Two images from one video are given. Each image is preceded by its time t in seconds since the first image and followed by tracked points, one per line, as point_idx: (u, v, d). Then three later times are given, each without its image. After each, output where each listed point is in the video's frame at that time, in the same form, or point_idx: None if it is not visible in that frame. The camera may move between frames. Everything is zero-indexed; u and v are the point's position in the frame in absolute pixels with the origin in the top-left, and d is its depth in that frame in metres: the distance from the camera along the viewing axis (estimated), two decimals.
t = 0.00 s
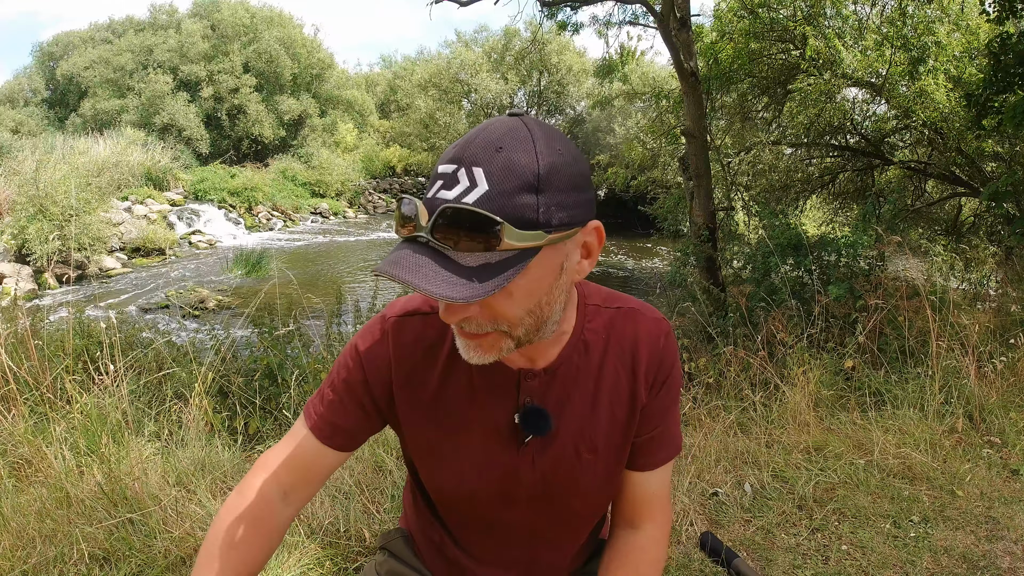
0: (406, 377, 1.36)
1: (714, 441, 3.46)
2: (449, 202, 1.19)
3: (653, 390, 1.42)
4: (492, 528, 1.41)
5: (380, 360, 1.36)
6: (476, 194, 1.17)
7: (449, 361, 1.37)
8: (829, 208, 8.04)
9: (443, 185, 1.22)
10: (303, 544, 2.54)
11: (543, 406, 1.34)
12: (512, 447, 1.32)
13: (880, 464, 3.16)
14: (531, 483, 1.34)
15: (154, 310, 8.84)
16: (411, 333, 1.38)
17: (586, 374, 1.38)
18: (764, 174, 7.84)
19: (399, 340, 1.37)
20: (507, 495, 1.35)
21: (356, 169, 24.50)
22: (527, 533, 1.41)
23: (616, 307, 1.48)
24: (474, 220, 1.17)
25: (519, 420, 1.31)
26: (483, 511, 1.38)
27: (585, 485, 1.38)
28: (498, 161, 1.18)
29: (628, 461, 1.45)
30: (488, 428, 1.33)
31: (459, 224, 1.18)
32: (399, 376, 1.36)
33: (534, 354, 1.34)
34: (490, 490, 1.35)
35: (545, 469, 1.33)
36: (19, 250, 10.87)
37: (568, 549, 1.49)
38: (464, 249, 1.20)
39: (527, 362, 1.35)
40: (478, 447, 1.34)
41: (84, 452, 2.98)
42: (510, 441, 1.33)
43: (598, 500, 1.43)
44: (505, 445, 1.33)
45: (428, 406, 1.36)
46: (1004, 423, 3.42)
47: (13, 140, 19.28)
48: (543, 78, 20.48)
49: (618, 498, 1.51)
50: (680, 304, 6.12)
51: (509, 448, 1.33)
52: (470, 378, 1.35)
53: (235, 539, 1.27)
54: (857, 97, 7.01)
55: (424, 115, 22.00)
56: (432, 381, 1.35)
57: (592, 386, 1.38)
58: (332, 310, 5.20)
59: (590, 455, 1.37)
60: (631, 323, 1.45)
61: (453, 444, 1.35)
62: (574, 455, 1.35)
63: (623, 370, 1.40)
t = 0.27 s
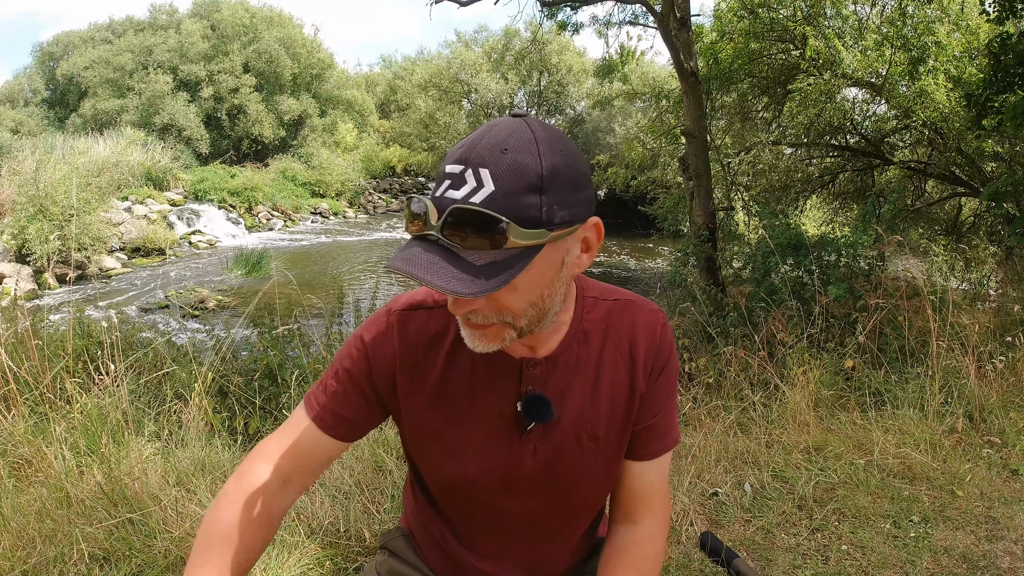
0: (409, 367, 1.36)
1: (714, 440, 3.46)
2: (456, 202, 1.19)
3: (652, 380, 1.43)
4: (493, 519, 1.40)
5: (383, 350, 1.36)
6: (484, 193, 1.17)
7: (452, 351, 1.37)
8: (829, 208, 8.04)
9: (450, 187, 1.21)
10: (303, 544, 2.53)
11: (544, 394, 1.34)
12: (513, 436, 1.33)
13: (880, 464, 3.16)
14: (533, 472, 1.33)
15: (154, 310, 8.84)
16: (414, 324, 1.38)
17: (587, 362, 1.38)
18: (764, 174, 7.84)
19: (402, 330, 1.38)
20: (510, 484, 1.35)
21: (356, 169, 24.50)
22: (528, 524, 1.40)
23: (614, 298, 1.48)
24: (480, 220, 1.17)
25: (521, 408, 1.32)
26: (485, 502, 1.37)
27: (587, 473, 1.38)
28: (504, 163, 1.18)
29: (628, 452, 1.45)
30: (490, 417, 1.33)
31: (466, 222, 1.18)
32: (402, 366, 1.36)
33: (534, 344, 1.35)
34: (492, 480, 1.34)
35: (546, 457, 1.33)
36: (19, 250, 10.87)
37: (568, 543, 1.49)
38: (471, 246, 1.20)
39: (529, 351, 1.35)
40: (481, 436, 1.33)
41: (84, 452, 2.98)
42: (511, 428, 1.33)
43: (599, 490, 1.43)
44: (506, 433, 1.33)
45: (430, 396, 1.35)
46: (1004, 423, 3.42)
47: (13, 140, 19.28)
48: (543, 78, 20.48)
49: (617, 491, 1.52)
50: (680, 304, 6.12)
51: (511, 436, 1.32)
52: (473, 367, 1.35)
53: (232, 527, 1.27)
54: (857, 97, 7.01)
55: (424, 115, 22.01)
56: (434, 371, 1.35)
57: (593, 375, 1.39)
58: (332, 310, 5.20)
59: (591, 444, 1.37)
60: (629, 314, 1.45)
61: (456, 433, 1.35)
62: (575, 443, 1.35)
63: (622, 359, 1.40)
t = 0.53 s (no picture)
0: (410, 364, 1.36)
1: (714, 441, 3.46)
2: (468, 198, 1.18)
3: (651, 378, 1.43)
4: (492, 519, 1.40)
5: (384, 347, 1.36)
6: (497, 188, 1.17)
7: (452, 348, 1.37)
8: (829, 208, 8.05)
9: (460, 183, 1.21)
10: (303, 544, 2.54)
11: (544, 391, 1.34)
12: (513, 433, 1.33)
13: (880, 464, 3.16)
14: (533, 470, 1.33)
15: (154, 310, 8.84)
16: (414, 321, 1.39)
17: (587, 360, 1.39)
18: (764, 174, 7.85)
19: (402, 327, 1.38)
20: (510, 482, 1.34)
21: (356, 169, 24.49)
22: (528, 523, 1.40)
23: (614, 297, 1.50)
24: (490, 215, 1.17)
25: (521, 405, 1.32)
26: (485, 501, 1.37)
27: (588, 472, 1.38)
28: (516, 158, 1.18)
29: (628, 451, 1.45)
30: (490, 414, 1.33)
31: (479, 217, 1.18)
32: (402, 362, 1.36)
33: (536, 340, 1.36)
34: (492, 478, 1.34)
35: (546, 455, 1.33)
36: (20, 250, 10.87)
37: (568, 542, 1.49)
38: (483, 239, 1.20)
39: (530, 348, 1.35)
40: (481, 433, 1.33)
41: (84, 452, 2.98)
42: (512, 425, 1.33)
43: (598, 489, 1.43)
44: (506, 431, 1.33)
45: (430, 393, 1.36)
46: (1004, 423, 3.42)
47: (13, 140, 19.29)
48: (543, 78, 20.49)
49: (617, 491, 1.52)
50: (680, 303, 6.12)
51: (511, 434, 1.32)
52: (473, 364, 1.35)
53: (241, 529, 1.29)
54: (857, 97, 7.01)
55: (424, 115, 22.01)
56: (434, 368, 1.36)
57: (593, 373, 1.39)
58: (332, 309, 5.20)
59: (591, 441, 1.37)
60: (630, 312, 1.46)
61: (455, 431, 1.35)
62: (575, 441, 1.35)
63: (622, 357, 1.41)
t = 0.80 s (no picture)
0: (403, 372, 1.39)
1: (714, 441, 3.46)
2: (542, 141, 1.37)
3: (644, 383, 1.46)
4: (491, 523, 1.41)
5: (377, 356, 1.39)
6: (562, 135, 1.40)
7: (444, 355, 1.40)
8: (829, 208, 8.04)
9: (525, 133, 1.38)
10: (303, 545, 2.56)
11: (535, 398, 1.37)
12: (506, 439, 1.35)
13: (880, 464, 3.17)
14: (526, 475, 1.35)
15: (154, 309, 8.84)
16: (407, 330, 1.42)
17: (578, 366, 1.42)
18: (764, 174, 7.85)
19: (394, 335, 1.41)
20: (504, 488, 1.36)
21: (355, 169, 24.48)
22: (524, 528, 1.42)
23: (607, 299, 1.54)
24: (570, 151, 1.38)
25: (514, 412, 1.35)
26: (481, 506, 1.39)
27: (582, 476, 1.40)
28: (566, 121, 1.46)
29: (623, 455, 1.47)
30: (483, 420, 1.36)
31: (558, 154, 1.36)
32: (395, 371, 1.39)
33: (530, 344, 1.40)
34: (487, 484, 1.36)
35: (539, 460, 1.35)
36: (20, 250, 10.88)
37: (566, 545, 1.51)
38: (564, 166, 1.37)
39: (522, 353, 1.39)
40: (475, 440, 1.36)
41: (83, 452, 2.98)
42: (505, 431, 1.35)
43: (593, 494, 1.45)
44: (499, 438, 1.35)
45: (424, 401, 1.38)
46: (1004, 423, 3.42)
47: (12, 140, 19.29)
48: (543, 78, 20.48)
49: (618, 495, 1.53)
50: (680, 304, 6.12)
51: (505, 440, 1.35)
52: (466, 370, 1.38)
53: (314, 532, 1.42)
54: (857, 97, 7.01)
55: (424, 115, 22.00)
56: (427, 375, 1.38)
57: (585, 378, 1.42)
58: (332, 310, 5.20)
59: (584, 445, 1.39)
60: (621, 315, 1.50)
61: (449, 438, 1.37)
62: (567, 447, 1.38)
63: (613, 359, 1.44)
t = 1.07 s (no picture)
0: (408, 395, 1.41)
1: (714, 441, 3.46)
2: (548, 146, 1.38)
3: (650, 394, 1.53)
4: (503, 530, 1.50)
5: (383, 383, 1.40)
6: (569, 142, 1.41)
7: (452, 375, 1.43)
8: (829, 208, 8.04)
9: (531, 138, 1.40)
10: (303, 545, 2.56)
11: (543, 414, 1.43)
12: (517, 456, 1.41)
13: (880, 464, 3.17)
14: (534, 489, 1.43)
15: (154, 310, 8.84)
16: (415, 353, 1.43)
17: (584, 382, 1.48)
18: (764, 174, 7.84)
19: (399, 358, 1.42)
20: (513, 499, 1.44)
21: (355, 169, 24.48)
22: (533, 533, 1.51)
23: (610, 307, 1.62)
24: (576, 158, 1.39)
25: (523, 431, 1.40)
26: (493, 516, 1.47)
27: (586, 486, 1.48)
28: (572, 129, 1.47)
29: (629, 462, 1.55)
30: (492, 440, 1.41)
31: (565, 160, 1.37)
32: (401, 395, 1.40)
33: (535, 359, 1.45)
34: (499, 497, 1.43)
35: (546, 475, 1.43)
36: (20, 250, 10.87)
37: (573, 544, 1.61)
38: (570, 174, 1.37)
39: (527, 371, 1.45)
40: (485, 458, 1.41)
41: (83, 452, 2.98)
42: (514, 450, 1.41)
43: (599, 498, 1.54)
44: (510, 455, 1.41)
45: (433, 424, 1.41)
46: (1004, 423, 3.42)
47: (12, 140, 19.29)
48: (543, 78, 20.49)
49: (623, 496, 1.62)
50: (680, 303, 6.12)
51: (513, 457, 1.41)
52: (473, 389, 1.42)
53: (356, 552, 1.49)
54: (857, 97, 7.01)
55: (424, 115, 22.00)
56: (434, 398, 1.41)
57: (590, 391, 1.49)
58: (332, 309, 5.19)
59: (589, 457, 1.46)
60: (626, 325, 1.57)
61: (458, 456, 1.42)
62: (575, 459, 1.45)
63: (619, 372, 1.51)
